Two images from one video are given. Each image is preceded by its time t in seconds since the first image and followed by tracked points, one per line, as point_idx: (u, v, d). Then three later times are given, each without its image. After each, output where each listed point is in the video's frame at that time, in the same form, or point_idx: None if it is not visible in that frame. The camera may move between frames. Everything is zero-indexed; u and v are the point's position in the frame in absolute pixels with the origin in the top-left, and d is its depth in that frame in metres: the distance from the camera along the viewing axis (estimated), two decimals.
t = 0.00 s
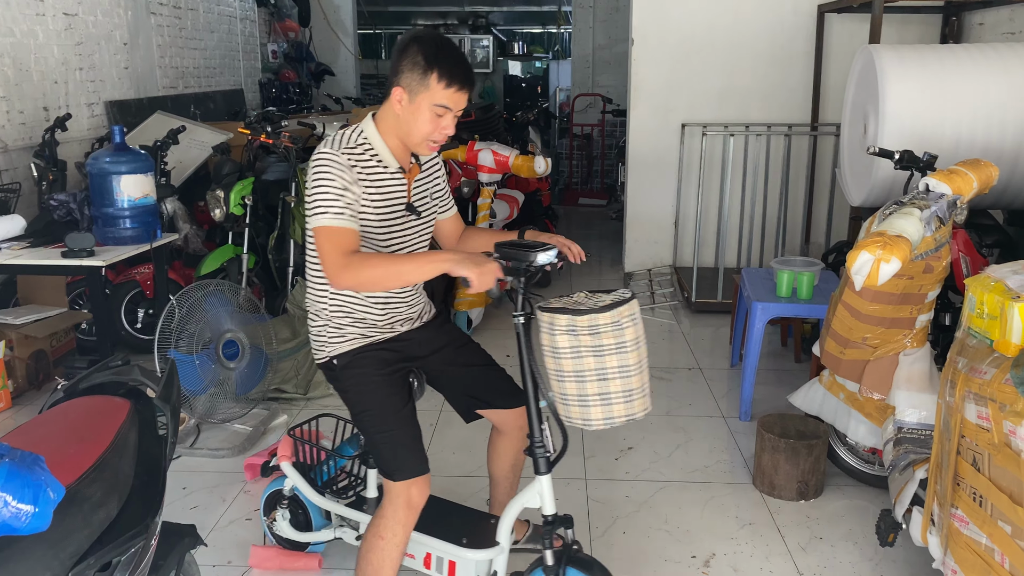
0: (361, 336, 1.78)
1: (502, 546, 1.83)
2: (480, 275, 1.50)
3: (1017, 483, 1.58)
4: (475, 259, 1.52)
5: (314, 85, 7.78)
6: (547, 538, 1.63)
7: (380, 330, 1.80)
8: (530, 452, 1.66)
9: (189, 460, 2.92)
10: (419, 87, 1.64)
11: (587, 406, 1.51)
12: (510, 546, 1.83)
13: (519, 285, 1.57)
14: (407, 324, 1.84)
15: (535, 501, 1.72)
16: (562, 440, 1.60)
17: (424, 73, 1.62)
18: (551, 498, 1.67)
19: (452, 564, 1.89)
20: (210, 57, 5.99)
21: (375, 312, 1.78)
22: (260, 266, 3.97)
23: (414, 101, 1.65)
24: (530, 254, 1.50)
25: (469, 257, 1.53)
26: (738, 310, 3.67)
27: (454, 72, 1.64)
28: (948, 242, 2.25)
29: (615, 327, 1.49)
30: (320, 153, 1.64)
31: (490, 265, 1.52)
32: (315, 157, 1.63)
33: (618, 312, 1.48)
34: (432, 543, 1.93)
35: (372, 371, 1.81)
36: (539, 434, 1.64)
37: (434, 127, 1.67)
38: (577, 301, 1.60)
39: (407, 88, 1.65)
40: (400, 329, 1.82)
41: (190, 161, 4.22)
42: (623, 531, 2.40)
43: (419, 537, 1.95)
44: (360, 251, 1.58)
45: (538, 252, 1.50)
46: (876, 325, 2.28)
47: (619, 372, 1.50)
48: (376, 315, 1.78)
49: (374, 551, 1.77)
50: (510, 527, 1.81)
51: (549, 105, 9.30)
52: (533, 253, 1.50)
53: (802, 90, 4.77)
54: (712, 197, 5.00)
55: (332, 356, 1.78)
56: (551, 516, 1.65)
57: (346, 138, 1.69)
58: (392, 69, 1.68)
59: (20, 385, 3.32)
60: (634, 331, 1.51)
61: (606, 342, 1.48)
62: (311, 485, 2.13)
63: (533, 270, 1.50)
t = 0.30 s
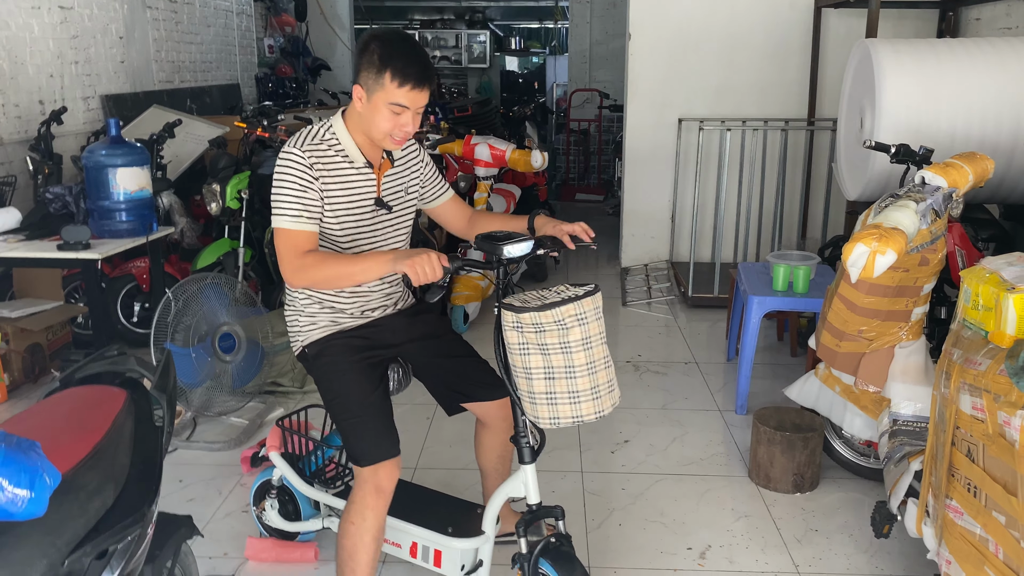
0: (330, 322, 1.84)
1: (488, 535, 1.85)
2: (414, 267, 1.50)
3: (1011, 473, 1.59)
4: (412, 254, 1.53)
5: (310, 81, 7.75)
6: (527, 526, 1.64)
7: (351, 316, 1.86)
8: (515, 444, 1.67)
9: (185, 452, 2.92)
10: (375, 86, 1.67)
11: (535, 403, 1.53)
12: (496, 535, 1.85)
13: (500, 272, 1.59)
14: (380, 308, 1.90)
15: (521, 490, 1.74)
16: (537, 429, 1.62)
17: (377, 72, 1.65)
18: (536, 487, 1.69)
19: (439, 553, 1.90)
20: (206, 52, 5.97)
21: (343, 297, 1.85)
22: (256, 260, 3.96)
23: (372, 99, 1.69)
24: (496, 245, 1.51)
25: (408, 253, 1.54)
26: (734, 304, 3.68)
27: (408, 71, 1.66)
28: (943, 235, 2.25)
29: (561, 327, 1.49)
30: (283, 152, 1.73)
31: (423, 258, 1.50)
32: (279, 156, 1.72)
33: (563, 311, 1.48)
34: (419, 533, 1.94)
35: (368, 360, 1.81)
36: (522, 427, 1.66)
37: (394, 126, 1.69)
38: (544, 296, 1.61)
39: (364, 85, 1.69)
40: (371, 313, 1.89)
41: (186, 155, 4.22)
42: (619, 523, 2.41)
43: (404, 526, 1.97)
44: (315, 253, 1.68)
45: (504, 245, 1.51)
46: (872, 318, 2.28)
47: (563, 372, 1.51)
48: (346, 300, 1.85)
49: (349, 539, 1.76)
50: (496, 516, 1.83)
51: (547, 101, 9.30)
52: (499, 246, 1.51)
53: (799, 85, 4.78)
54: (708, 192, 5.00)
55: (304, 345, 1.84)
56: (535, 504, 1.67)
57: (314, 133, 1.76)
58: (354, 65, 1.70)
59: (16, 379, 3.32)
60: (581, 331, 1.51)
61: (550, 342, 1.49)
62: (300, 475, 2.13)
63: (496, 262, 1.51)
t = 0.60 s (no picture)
0: (332, 319, 1.87)
1: (502, 540, 1.85)
2: (406, 271, 1.49)
3: (1007, 464, 1.60)
4: (405, 257, 1.53)
5: (310, 75, 7.75)
6: (538, 531, 1.65)
7: (352, 310, 1.89)
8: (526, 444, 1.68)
9: (186, 445, 2.93)
10: (359, 74, 1.70)
11: (528, 411, 1.56)
12: (510, 540, 1.85)
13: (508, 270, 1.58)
14: (382, 301, 1.94)
15: (535, 495, 1.72)
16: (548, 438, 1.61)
17: (359, 61, 1.68)
18: (550, 493, 1.67)
19: (451, 556, 1.92)
20: (206, 46, 5.98)
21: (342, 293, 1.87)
22: (256, 254, 3.97)
23: (357, 90, 1.71)
24: (498, 246, 1.51)
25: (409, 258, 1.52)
26: (734, 299, 3.70)
27: (389, 57, 1.69)
28: (941, 229, 2.27)
29: (548, 338, 1.48)
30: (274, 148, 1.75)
31: (415, 262, 1.49)
32: (271, 153, 1.74)
33: (549, 323, 1.46)
34: (432, 536, 1.95)
35: (370, 352, 1.82)
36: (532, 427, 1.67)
37: (381, 112, 1.71)
38: (545, 300, 1.59)
39: (348, 76, 1.72)
40: (372, 306, 1.92)
41: (187, 149, 4.22)
42: (618, 515, 2.43)
43: (418, 529, 1.98)
44: (317, 251, 1.69)
45: (505, 246, 1.50)
46: (870, 311, 2.30)
47: (552, 383, 1.51)
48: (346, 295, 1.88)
49: (348, 539, 1.77)
50: (510, 520, 1.82)
51: (547, 96, 9.30)
52: (500, 246, 1.50)
53: (798, 81, 4.79)
54: (707, 188, 5.02)
55: (309, 343, 1.87)
56: (551, 510, 1.66)
57: (306, 130, 1.78)
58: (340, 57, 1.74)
59: (17, 371, 3.33)
60: (568, 342, 1.48)
61: (538, 352, 1.49)
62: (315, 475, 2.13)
63: (498, 264, 1.51)
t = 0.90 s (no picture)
0: (349, 330, 1.88)
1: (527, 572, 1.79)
2: (409, 291, 1.46)
3: (1007, 462, 1.60)
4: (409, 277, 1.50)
5: (311, 71, 7.74)
6: (560, 568, 1.53)
7: (369, 320, 1.89)
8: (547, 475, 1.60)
9: (187, 440, 2.93)
10: (364, 66, 1.71)
11: (537, 446, 1.46)
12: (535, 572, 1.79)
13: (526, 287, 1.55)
14: (400, 313, 1.94)
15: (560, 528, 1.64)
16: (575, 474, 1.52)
17: (363, 50, 1.69)
18: (575, 526, 1.57)
19: None
20: (207, 41, 5.97)
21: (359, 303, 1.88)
22: (257, 249, 3.96)
23: (363, 82, 1.72)
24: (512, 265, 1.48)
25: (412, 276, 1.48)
26: (735, 296, 3.70)
27: (394, 44, 1.69)
28: (942, 227, 2.26)
29: (553, 370, 1.37)
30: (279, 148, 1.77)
31: (416, 281, 1.46)
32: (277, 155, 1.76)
33: (552, 354, 1.36)
34: (452, 563, 1.91)
35: (375, 352, 1.81)
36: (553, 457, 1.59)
37: (387, 103, 1.72)
38: (560, 326, 1.47)
39: (354, 68, 1.73)
40: (389, 318, 1.92)
41: (187, 144, 4.23)
42: (618, 512, 2.43)
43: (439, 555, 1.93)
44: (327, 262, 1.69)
45: (520, 264, 1.48)
46: (870, 309, 2.30)
47: (558, 420, 1.40)
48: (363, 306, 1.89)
49: (348, 560, 1.79)
50: (534, 553, 1.77)
51: (548, 93, 9.28)
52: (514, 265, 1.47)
53: (799, 78, 4.78)
54: (708, 185, 5.01)
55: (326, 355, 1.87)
56: (576, 544, 1.56)
57: (314, 131, 1.80)
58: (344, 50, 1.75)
59: (17, 366, 3.33)
60: (575, 377, 1.36)
61: (543, 384, 1.39)
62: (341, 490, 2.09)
63: (513, 281, 1.47)
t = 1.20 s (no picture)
0: (384, 344, 1.66)
1: None
2: (435, 329, 1.25)
3: (1008, 458, 1.61)
4: (435, 310, 1.27)
5: (313, 67, 7.74)
6: None
7: (409, 337, 1.66)
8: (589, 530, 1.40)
9: (189, 435, 2.94)
10: (403, 61, 1.53)
11: (573, 506, 1.24)
12: None
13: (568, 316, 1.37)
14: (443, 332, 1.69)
15: None
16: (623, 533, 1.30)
17: (403, 42, 1.52)
18: None
19: None
20: (209, 37, 5.97)
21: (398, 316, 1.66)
22: (260, 245, 3.97)
23: (402, 78, 1.54)
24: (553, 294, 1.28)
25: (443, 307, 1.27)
26: (735, 293, 3.71)
27: (436, 33, 1.51)
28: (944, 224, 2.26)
29: (594, 421, 1.15)
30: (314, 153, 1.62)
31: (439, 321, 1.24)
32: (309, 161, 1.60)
33: (594, 404, 1.13)
34: None
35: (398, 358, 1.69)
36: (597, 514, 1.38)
37: (427, 100, 1.53)
38: (604, 367, 1.25)
39: (393, 65, 1.56)
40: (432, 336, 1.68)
41: (189, 140, 4.23)
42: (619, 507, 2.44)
43: None
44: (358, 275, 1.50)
45: (563, 292, 1.28)
46: (871, 306, 2.31)
47: (599, 479, 1.17)
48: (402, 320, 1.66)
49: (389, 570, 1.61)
50: None
51: (549, 90, 9.29)
52: (556, 294, 1.28)
53: (801, 75, 4.78)
54: (710, 181, 5.01)
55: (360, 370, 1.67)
56: None
57: (352, 135, 1.64)
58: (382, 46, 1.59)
59: (20, 361, 3.34)
60: (619, 432, 1.14)
61: (582, 437, 1.17)
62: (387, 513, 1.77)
63: (554, 311, 1.28)
